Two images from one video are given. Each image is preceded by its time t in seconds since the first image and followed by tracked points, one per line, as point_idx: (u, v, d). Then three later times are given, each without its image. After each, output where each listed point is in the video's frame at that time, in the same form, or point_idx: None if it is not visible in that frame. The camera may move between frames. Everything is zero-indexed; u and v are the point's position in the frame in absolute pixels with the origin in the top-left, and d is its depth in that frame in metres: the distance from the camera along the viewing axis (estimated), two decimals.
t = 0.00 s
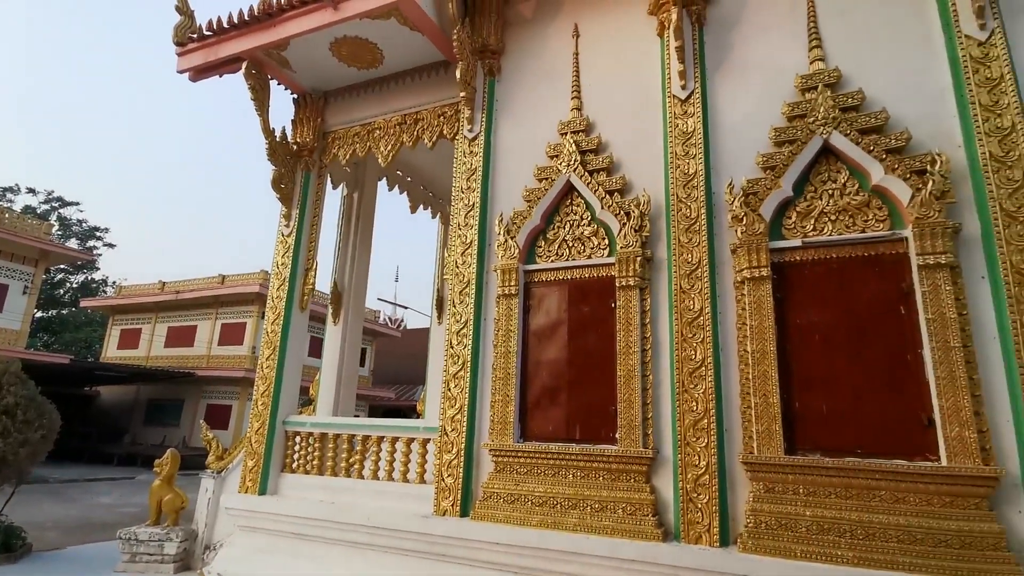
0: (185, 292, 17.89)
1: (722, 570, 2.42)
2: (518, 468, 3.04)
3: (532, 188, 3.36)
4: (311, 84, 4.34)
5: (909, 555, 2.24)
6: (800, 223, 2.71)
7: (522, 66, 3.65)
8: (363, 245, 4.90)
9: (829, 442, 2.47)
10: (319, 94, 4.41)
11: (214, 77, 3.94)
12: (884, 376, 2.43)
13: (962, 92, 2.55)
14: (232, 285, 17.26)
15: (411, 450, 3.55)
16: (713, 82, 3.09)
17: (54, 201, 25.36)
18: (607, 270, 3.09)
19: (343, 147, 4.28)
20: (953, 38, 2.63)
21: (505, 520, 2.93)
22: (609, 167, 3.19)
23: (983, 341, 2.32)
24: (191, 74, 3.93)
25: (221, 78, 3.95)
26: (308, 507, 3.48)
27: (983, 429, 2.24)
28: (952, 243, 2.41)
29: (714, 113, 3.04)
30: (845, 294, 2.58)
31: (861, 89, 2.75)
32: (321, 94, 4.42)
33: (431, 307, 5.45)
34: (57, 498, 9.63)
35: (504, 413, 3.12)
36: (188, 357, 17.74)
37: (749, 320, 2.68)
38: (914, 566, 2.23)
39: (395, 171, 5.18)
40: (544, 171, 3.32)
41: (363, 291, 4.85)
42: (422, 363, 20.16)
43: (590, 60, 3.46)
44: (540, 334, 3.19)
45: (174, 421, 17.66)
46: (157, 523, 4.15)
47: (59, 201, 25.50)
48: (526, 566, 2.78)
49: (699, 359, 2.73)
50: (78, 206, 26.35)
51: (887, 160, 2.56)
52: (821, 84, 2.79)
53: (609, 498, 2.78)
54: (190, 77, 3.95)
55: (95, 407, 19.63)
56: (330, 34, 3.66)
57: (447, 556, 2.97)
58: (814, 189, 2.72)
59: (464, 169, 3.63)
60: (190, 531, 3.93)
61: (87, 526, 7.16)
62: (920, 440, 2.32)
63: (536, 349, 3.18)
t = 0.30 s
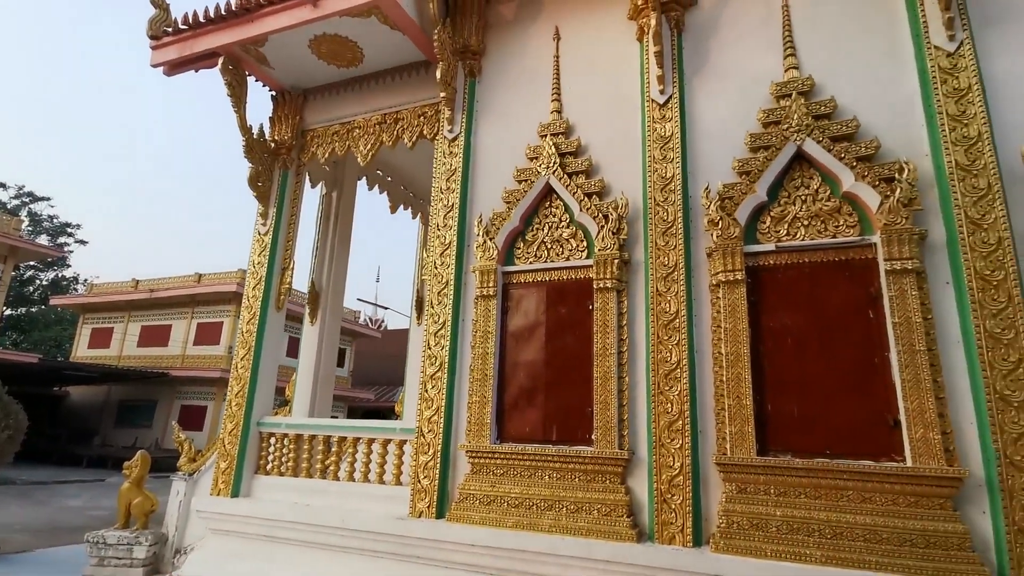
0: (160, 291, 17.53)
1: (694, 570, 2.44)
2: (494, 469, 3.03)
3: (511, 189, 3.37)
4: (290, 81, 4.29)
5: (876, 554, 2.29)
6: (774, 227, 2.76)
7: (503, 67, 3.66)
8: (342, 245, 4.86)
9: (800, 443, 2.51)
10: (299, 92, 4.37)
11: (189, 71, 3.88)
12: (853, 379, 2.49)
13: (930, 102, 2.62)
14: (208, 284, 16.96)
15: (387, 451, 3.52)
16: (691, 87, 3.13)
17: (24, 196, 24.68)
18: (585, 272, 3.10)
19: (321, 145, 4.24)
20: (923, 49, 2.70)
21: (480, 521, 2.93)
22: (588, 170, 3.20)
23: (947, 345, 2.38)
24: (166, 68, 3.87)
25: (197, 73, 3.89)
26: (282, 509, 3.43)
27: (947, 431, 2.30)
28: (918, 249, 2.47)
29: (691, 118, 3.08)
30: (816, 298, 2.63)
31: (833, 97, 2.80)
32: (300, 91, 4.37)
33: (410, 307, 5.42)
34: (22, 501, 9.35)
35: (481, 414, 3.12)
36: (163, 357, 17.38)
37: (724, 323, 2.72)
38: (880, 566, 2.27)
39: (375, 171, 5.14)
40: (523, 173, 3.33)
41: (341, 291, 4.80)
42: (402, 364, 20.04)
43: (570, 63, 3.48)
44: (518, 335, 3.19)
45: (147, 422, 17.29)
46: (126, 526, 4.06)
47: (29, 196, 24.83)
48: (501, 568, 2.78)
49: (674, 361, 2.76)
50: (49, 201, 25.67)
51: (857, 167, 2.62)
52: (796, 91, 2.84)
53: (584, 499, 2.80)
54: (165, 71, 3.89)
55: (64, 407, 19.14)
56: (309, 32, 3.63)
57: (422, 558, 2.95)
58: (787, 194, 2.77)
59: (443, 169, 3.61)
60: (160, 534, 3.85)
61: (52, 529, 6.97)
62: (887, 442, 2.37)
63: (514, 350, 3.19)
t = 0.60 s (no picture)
0: (135, 289, 17.18)
1: (669, 570, 2.46)
2: (473, 470, 3.03)
3: (493, 191, 3.36)
4: (270, 78, 4.24)
5: (847, 555, 2.32)
6: (751, 232, 2.79)
7: (486, 68, 3.65)
8: (322, 244, 4.81)
9: (774, 445, 2.54)
10: (279, 89, 4.32)
11: (166, 65, 3.82)
12: (826, 382, 2.53)
13: (903, 111, 2.67)
14: (186, 283, 16.66)
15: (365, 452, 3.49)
16: (672, 91, 3.15)
17: None
18: (565, 274, 3.11)
19: (301, 143, 4.20)
20: (896, 59, 2.75)
21: (458, 523, 2.92)
22: (570, 172, 3.21)
23: (917, 349, 2.43)
24: (142, 61, 3.80)
25: (174, 66, 3.83)
26: (257, 511, 3.38)
27: (915, 433, 2.35)
28: (890, 255, 2.52)
29: (672, 123, 3.10)
30: (791, 302, 2.67)
31: (810, 105, 2.85)
32: (281, 88, 4.32)
33: (391, 307, 5.39)
34: None
35: (460, 416, 3.11)
36: (138, 356, 17.03)
37: (701, 326, 2.74)
38: (850, 565, 2.31)
39: (357, 170, 5.10)
40: (505, 174, 3.33)
41: (320, 291, 4.76)
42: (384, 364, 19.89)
43: (553, 66, 3.48)
44: (498, 336, 3.19)
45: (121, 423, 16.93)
46: (97, 528, 3.98)
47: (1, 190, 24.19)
48: (479, 570, 2.77)
49: (652, 363, 2.78)
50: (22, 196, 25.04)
51: (832, 173, 2.67)
52: (773, 98, 2.88)
53: (561, 500, 2.80)
54: (141, 64, 3.82)
55: (35, 407, 18.66)
56: (290, 28, 3.59)
57: (399, 560, 2.93)
58: (764, 199, 2.81)
59: (425, 169, 3.60)
60: (130, 536, 3.77)
61: (18, 533, 6.78)
62: (858, 443, 2.42)
63: (494, 351, 3.18)
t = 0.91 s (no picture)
0: (114, 287, 16.87)
1: (647, 572, 2.47)
2: (453, 472, 3.01)
3: (476, 192, 3.35)
4: (253, 75, 4.20)
5: (821, 555, 2.35)
6: (731, 236, 2.82)
7: (471, 69, 3.65)
8: (304, 243, 4.77)
9: (752, 447, 2.56)
10: (262, 86, 4.28)
11: (146, 60, 3.76)
12: (803, 384, 2.56)
13: (879, 120, 2.72)
14: (166, 281, 16.40)
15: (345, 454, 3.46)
16: (654, 96, 3.18)
17: None
18: (548, 276, 3.12)
19: (284, 141, 4.16)
20: (874, 68, 2.80)
21: (437, 525, 2.90)
22: (553, 174, 3.22)
23: (891, 353, 2.47)
24: (121, 55, 3.74)
25: (154, 61, 3.78)
26: (234, 513, 3.33)
27: (888, 436, 2.39)
28: (865, 260, 2.57)
29: (655, 127, 3.12)
30: (770, 305, 2.70)
31: (789, 111, 2.89)
32: (264, 86, 4.28)
33: (375, 307, 5.36)
34: None
35: (441, 417, 3.09)
36: (116, 355, 16.72)
37: (681, 328, 2.76)
38: (825, 566, 2.33)
39: (340, 169, 5.07)
40: (488, 175, 3.33)
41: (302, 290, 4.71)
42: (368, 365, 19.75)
43: (538, 68, 3.49)
44: (480, 338, 3.18)
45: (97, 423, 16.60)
46: (69, 530, 3.90)
47: None
48: (458, 572, 2.76)
49: (633, 365, 2.79)
50: None
51: (810, 179, 2.71)
52: (754, 104, 2.92)
53: (541, 502, 2.80)
54: (120, 59, 3.76)
55: (8, 407, 18.23)
56: (273, 25, 3.56)
57: (377, 562, 2.90)
58: (745, 204, 2.84)
59: (408, 169, 3.58)
60: (104, 538, 3.70)
61: None
62: (833, 446, 2.45)
63: (476, 353, 3.17)
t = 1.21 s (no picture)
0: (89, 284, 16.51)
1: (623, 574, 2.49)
2: (431, 474, 3.00)
3: (458, 194, 3.34)
4: (234, 72, 4.15)
5: (792, 557, 2.39)
6: (710, 241, 2.85)
7: (455, 70, 3.65)
8: (284, 242, 4.72)
9: (727, 451, 2.59)
10: (243, 83, 4.23)
11: (124, 53, 3.70)
12: (777, 389, 2.59)
13: (854, 130, 2.77)
14: (143, 278, 16.09)
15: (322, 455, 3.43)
16: (636, 101, 3.21)
17: None
18: (528, 278, 3.12)
19: (265, 139, 4.11)
20: (849, 80, 2.86)
21: (414, 527, 2.89)
22: (535, 177, 3.23)
23: (863, 359, 2.52)
24: (98, 49, 3.68)
25: (132, 55, 3.71)
26: (207, 515, 3.28)
27: (859, 440, 2.44)
28: (839, 267, 2.61)
29: (635, 132, 3.15)
30: (746, 310, 2.73)
31: (768, 120, 2.93)
32: (245, 83, 4.23)
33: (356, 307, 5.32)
34: None
35: (419, 418, 3.08)
36: (89, 354, 16.35)
37: (660, 332, 2.79)
38: (796, 568, 2.37)
39: (322, 168, 5.03)
40: (471, 177, 3.33)
41: (281, 290, 4.66)
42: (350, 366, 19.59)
43: (521, 71, 3.50)
44: (459, 340, 3.17)
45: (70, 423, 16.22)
46: (38, 531, 3.82)
47: None
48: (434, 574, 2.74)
49: (611, 369, 2.81)
50: None
51: (787, 187, 2.75)
52: (734, 111, 2.96)
53: (519, 505, 2.80)
54: (97, 52, 3.69)
55: None
56: (255, 21, 3.52)
57: (353, 565, 2.88)
58: (723, 210, 2.87)
59: (390, 169, 3.56)
60: (73, 539, 3.63)
61: None
62: (806, 449, 2.49)
63: (456, 354, 3.16)
